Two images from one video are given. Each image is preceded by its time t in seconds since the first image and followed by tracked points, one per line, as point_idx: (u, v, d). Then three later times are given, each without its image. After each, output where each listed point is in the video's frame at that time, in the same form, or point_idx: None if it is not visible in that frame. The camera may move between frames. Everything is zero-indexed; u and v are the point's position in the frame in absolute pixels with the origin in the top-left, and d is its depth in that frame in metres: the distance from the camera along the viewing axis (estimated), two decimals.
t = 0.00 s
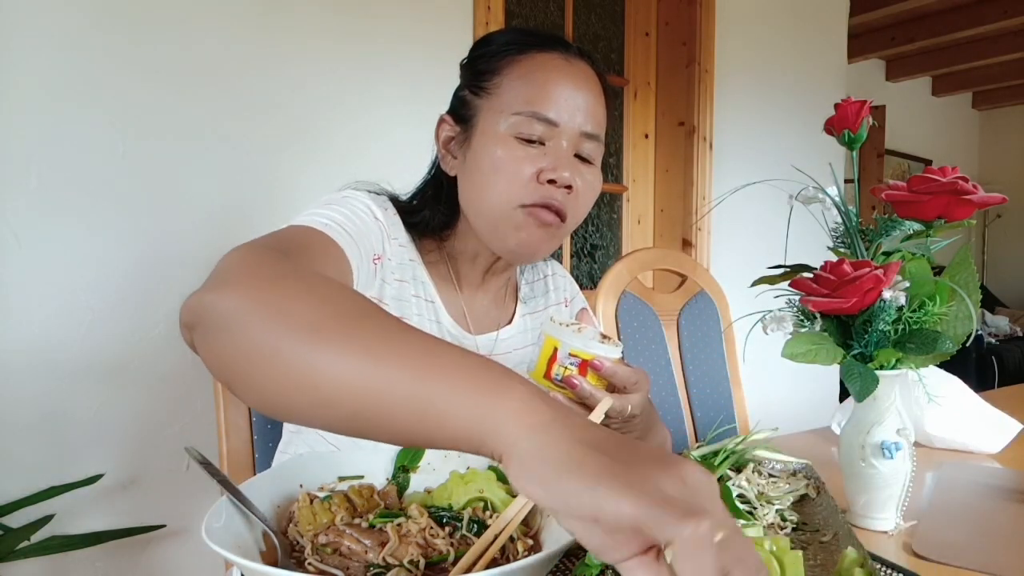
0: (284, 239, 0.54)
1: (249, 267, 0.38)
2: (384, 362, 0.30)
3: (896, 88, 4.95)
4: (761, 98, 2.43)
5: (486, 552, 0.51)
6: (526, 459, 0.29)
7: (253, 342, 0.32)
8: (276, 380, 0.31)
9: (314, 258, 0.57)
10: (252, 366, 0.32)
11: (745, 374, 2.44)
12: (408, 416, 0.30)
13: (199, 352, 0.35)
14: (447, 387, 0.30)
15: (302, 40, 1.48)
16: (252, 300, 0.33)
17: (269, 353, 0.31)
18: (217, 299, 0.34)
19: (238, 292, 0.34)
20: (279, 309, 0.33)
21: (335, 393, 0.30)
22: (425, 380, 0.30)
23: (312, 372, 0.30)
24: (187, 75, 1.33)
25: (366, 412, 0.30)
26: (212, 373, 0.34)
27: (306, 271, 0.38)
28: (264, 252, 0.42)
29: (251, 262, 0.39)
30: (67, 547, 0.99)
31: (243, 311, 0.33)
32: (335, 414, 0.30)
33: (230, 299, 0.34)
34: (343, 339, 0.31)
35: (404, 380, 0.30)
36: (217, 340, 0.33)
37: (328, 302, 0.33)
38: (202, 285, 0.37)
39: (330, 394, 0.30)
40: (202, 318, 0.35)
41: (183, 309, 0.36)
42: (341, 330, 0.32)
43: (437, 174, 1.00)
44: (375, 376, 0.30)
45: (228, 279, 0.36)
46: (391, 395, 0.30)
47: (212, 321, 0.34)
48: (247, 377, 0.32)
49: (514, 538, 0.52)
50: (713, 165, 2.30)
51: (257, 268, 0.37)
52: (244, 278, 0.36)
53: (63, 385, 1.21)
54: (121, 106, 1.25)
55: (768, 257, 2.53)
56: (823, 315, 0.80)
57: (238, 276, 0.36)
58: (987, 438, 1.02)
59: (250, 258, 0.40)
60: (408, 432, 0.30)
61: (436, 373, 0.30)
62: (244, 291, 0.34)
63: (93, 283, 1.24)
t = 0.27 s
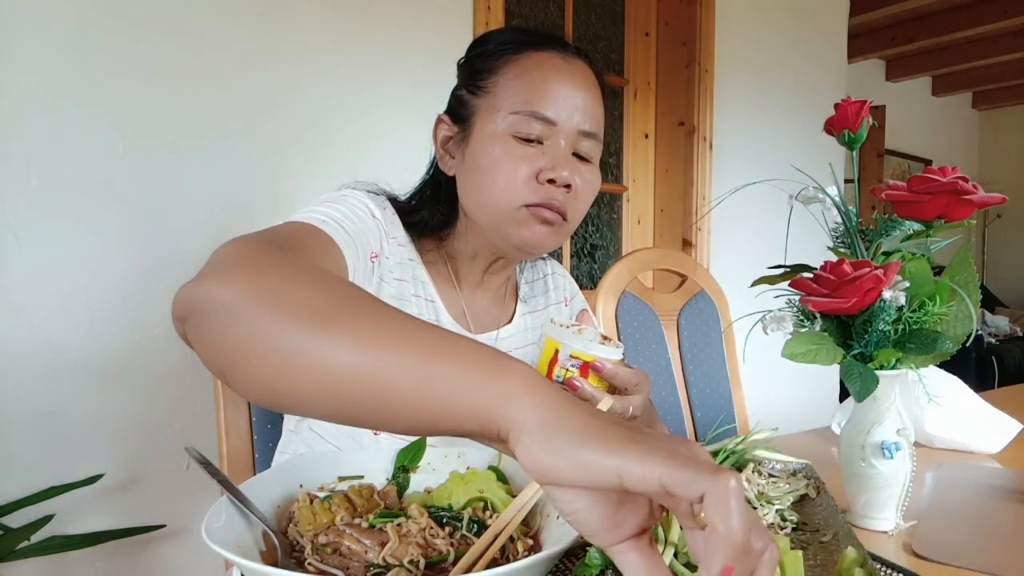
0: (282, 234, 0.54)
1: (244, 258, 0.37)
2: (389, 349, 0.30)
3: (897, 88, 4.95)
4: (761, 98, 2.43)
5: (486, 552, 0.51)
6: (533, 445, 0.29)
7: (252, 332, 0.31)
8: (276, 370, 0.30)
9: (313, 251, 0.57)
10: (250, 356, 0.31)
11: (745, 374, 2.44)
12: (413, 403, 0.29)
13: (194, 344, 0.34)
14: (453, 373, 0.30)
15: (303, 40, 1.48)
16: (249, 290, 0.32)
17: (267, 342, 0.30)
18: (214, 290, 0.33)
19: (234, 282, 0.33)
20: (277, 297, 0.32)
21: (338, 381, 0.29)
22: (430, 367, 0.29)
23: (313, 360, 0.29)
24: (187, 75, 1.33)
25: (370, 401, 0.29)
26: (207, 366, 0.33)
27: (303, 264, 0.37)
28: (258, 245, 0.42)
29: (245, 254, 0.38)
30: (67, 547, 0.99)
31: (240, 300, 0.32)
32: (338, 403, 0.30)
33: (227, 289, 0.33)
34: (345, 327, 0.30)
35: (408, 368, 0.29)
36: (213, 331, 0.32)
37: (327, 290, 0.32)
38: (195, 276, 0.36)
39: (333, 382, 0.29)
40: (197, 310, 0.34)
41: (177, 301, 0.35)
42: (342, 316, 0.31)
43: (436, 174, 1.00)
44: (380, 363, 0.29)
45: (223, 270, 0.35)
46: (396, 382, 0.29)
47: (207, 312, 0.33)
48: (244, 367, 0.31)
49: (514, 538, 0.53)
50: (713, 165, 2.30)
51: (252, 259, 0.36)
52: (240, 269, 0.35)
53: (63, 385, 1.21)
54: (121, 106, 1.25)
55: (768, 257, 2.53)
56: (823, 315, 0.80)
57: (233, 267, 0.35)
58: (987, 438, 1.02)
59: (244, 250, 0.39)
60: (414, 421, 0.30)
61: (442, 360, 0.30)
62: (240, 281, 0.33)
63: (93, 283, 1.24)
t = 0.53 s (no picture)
0: (282, 229, 0.54)
1: (245, 253, 0.37)
2: (391, 351, 0.30)
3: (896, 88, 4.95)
4: (761, 98, 2.43)
5: (486, 552, 0.51)
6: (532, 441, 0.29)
7: (252, 328, 0.31)
8: (275, 368, 0.30)
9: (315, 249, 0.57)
10: (249, 352, 0.30)
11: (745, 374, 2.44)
12: (413, 405, 0.29)
13: (192, 339, 0.34)
14: (456, 375, 0.30)
15: (302, 40, 1.48)
16: (250, 286, 0.32)
17: (267, 339, 0.30)
18: (215, 285, 0.33)
19: (236, 278, 0.33)
20: (279, 295, 0.32)
21: (339, 381, 0.29)
22: (430, 367, 0.30)
23: (314, 359, 0.29)
24: (187, 75, 1.33)
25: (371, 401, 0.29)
26: (207, 362, 0.33)
27: (304, 261, 0.37)
28: (258, 241, 0.41)
29: (245, 250, 0.38)
30: (67, 547, 0.99)
31: (241, 297, 0.32)
32: (337, 404, 0.30)
33: (228, 285, 0.33)
34: (348, 327, 0.30)
35: (409, 369, 0.29)
36: (212, 326, 0.32)
37: (328, 289, 0.32)
38: (195, 270, 0.36)
39: (333, 383, 0.29)
40: (196, 304, 0.33)
41: (176, 294, 0.35)
42: (344, 316, 0.31)
43: (435, 174, 1.00)
44: (381, 363, 0.29)
45: (224, 264, 0.35)
46: (397, 383, 0.29)
47: (207, 307, 0.33)
48: (242, 364, 0.31)
49: (515, 538, 0.52)
50: (713, 165, 2.30)
51: (252, 254, 0.36)
52: (241, 264, 0.34)
53: (63, 385, 1.21)
54: (121, 106, 1.25)
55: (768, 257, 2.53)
56: (823, 315, 0.80)
57: (234, 262, 0.35)
58: (987, 438, 1.02)
59: (244, 246, 0.39)
60: (410, 421, 0.29)
61: (443, 362, 0.30)
62: (241, 276, 0.33)
63: (93, 283, 1.24)
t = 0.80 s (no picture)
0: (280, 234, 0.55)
1: (238, 259, 0.38)
2: (384, 331, 0.30)
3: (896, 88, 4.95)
4: (761, 98, 2.43)
5: (486, 553, 0.51)
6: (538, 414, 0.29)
7: (250, 329, 0.32)
8: (272, 368, 0.31)
9: (314, 249, 0.58)
10: (250, 353, 0.32)
11: (745, 374, 2.44)
12: (413, 382, 0.30)
13: (196, 349, 0.35)
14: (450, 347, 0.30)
15: (303, 41, 1.48)
16: (245, 289, 0.33)
17: (266, 336, 0.31)
18: (211, 293, 0.34)
19: (231, 283, 0.34)
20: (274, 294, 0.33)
21: (338, 366, 0.30)
22: (426, 343, 0.30)
23: (313, 349, 0.30)
24: (187, 75, 1.33)
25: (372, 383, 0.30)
26: (211, 371, 0.34)
27: (295, 259, 0.38)
28: (252, 245, 0.42)
29: (238, 255, 0.39)
30: (68, 547, 0.99)
31: (230, 304, 0.33)
32: (339, 388, 0.30)
33: (225, 291, 0.34)
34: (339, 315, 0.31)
35: (405, 347, 0.30)
36: (215, 333, 0.33)
37: (317, 283, 0.33)
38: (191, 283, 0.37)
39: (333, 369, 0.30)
40: (195, 314, 0.35)
41: (176, 307, 0.36)
42: (336, 306, 0.32)
43: (435, 174, 1.00)
44: (376, 344, 0.30)
45: (218, 272, 0.36)
46: (394, 363, 0.30)
47: (206, 316, 0.34)
48: (241, 370, 0.32)
49: (515, 539, 0.53)
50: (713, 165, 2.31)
51: (244, 260, 0.37)
52: (235, 269, 0.36)
53: (63, 385, 1.21)
54: (121, 106, 1.25)
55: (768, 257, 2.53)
56: (823, 315, 0.80)
57: (228, 269, 0.36)
58: (987, 438, 1.02)
59: (238, 251, 0.40)
60: (413, 399, 0.30)
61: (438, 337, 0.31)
62: (236, 280, 0.34)
63: (93, 283, 1.24)
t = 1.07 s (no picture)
0: (300, 241, 0.53)
1: (280, 280, 0.38)
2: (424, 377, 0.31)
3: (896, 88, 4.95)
4: (761, 98, 2.43)
5: (486, 552, 0.51)
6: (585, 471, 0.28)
7: (291, 357, 0.33)
8: (322, 397, 0.32)
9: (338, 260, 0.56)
10: (290, 381, 0.33)
11: (745, 374, 2.44)
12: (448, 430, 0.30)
13: (235, 366, 0.36)
14: (487, 397, 0.30)
15: (303, 41, 1.48)
16: (287, 313, 0.34)
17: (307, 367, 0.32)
18: (253, 312, 0.35)
19: (274, 305, 0.35)
20: (315, 323, 0.33)
21: (373, 405, 0.31)
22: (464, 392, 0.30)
23: (351, 385, 0.31)
24: (187, 75, 1.33)
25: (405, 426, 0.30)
26: (251, 390, 0.35)
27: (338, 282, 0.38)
28: (294, 263, 0.43)
29: (279, 274, 0.39)
30: (67, 547, 0.99)
31: (285, 327, 0.33)
32: (373, 426, 0.31)
33: (267, 313, 0.35)
34: (380, 354, 0.32)
35: (453, 391, 0.30)
36: (254, 355, 0.34)
37: (359, 314, 0.34)
38: (233, 299, 0.38)
39: (368, 406, 0.31)
40: (237, 332, 0.36)
41: (217, 323, 0.37)
42: (376, 343, 0.32)
43: (436, 174, 1.00)
44: (414, 388, 0.30)
45: (262, 292, 0.37)
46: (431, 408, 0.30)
47: (246, 336, 0.35)
48: (290, 392, 0.32)
49: (514, 539, 0.53)
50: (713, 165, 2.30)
51: (286, 281, 0.38)
52: (277, 291, 0.36)
53: (63, 385, 1.21)
54: (121, 106, 1.26)
55: (768, 257, 2.53)
56: (823, 315, 0.80)
57: (270, 289, 0.37)
58: (987, 438, 1.02)
59: (280, 269, 0.41)
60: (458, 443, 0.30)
61: (476, 386, 0.30)
62: (279, 303, 0.35)
63: (93, 283, 1.24)
